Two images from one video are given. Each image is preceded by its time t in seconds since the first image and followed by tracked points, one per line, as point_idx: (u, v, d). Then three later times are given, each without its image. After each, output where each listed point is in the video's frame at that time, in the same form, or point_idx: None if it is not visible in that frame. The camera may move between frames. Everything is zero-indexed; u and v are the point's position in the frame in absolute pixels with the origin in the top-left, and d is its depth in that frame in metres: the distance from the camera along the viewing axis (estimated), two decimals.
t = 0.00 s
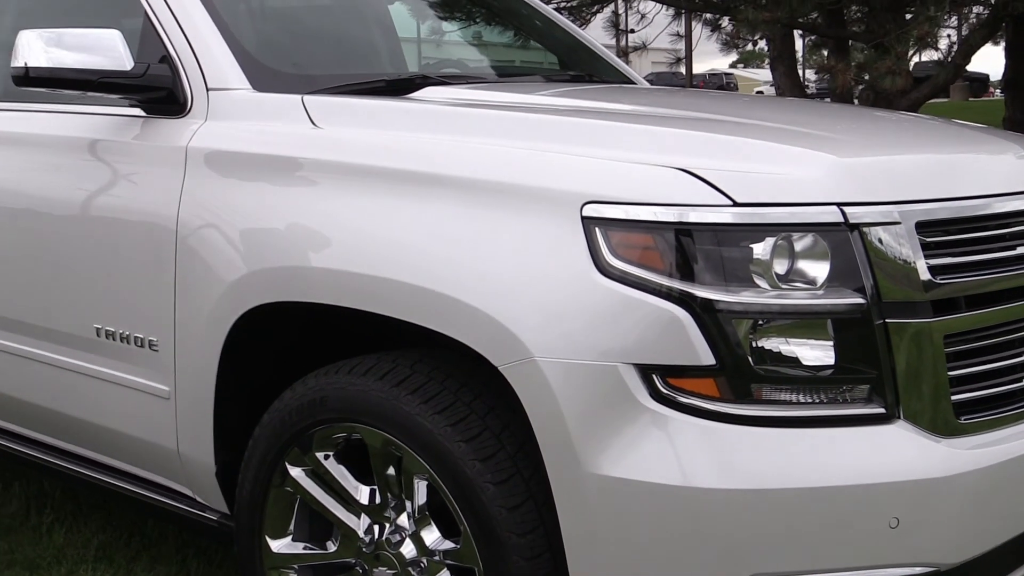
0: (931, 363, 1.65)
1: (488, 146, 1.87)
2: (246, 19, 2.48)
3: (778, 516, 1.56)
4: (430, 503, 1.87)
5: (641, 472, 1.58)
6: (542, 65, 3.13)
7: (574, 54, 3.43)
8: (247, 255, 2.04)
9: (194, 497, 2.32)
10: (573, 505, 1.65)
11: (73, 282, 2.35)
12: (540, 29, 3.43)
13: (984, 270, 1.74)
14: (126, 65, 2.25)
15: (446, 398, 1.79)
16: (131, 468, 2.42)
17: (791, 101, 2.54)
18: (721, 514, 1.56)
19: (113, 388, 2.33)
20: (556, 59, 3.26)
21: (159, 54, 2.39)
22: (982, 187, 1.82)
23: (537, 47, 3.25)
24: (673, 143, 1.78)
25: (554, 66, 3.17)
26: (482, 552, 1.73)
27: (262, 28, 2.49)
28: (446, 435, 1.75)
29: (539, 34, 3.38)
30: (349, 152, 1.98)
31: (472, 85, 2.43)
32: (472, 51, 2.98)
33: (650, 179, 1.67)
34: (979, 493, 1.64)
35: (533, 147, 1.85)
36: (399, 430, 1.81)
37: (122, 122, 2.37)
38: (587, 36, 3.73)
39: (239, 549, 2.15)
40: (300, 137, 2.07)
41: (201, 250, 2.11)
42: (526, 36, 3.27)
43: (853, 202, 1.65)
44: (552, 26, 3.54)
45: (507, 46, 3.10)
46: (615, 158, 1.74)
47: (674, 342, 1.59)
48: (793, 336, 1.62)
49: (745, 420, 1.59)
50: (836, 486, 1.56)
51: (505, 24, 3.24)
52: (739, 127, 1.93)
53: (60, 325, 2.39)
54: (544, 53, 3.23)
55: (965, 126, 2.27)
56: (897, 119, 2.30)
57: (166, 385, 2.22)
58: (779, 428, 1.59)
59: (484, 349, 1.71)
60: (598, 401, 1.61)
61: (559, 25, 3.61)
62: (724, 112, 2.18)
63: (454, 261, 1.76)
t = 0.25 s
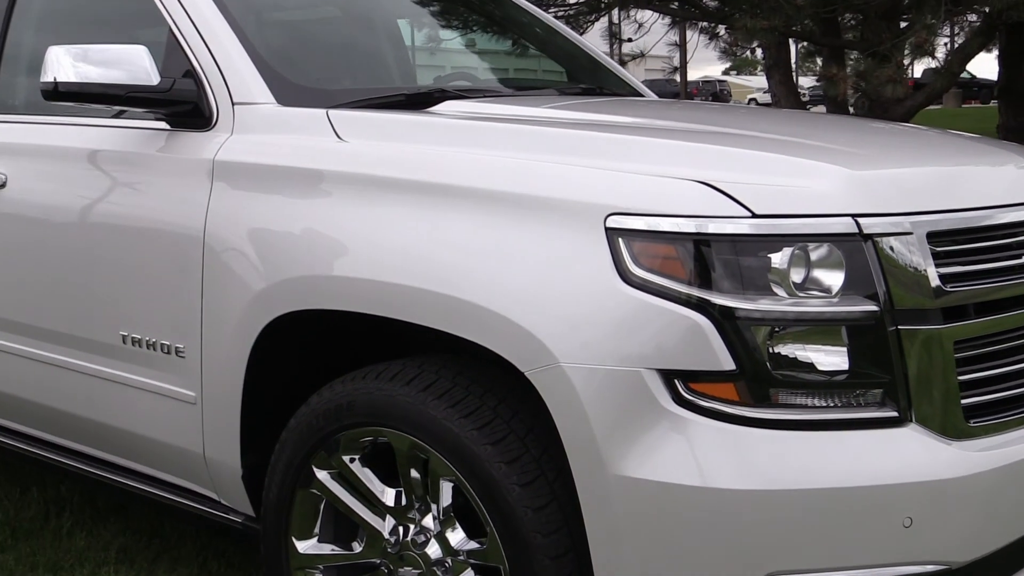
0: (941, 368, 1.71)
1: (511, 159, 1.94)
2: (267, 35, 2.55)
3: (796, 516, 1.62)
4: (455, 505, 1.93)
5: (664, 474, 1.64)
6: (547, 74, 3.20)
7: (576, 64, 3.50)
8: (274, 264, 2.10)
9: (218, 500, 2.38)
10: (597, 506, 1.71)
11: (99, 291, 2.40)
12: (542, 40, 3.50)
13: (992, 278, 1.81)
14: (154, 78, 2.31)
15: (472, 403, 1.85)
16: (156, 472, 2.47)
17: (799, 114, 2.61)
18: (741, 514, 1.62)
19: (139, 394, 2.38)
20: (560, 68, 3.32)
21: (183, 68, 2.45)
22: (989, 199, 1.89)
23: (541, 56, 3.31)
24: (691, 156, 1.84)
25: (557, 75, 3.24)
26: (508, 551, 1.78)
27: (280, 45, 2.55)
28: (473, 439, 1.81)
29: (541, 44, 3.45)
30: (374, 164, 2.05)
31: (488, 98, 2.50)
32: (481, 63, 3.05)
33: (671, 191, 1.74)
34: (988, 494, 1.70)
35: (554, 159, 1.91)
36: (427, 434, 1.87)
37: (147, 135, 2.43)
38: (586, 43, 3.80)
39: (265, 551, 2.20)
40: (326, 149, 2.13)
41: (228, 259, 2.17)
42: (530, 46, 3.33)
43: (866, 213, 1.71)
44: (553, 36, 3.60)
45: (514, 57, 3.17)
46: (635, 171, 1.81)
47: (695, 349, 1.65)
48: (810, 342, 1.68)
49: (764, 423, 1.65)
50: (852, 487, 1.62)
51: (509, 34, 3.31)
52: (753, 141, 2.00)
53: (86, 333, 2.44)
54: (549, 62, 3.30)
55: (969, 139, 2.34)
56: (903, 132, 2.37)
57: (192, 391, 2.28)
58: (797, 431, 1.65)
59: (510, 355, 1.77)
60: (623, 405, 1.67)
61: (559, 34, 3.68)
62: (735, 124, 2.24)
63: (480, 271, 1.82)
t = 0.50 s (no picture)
0: (948, 369, 1.79)
1: (532, 169, 2.01)
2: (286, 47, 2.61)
3: (811, 511, 1.69)
4: (478, 502, 1.99)
5: (685, 471, 1.71)
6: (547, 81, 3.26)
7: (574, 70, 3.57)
8: (300, 269, 2.16)
9: (241, 500, 2.44)
10: (620, 501, 1.78)
11: (124, 296, 2.46)
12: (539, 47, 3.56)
13: (996, 283, 1.89)
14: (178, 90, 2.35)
15: (496, 404, 1.91)
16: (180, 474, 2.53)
17: (803, 124, 2.69)
18: (759, 509, 1.69)
19: (164, 398, 2.44)
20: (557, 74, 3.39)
21: (205, 80, 2.51)
22: (992, 207, 1.97)
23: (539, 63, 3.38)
24: (706, 166, 1.92)
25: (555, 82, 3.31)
26: (532, 546, 1.85)
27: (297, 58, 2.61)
28: (498, 439, 1.87)
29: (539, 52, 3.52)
30: (398, 173, 2.11)
31: (503, 109, 2.57)
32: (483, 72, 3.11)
33: (691, 200, 1.81)
34: (993, 489, 1.78)
35: (574, 169, 1.98)
36: (451, 434, 1.93)
37: (171, 145, 2.49)
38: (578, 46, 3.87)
39: (290, 548, 2.26)
40: (350, 158, 2.20)
41: (254, 265, 2.23)
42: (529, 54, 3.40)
43: (877, 221, 1.79)
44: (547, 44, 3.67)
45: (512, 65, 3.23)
46: (654, 181, 1.88)
47: (716, 351, 1.72)
48: (824, 344, 1.75)
49: (781, 422, 1.72)
50: (864, 482, 1.69)
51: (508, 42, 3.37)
52: (765, 151, 2.08)
53: (111, 338, 2.50)
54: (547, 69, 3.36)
55: (970, 149, 2.42)
56: (906, 142, 2.45)
57: (217, 394, 2.34)
58: (812, 429, 1.73)
59: (535, 358, 1.84)
60: (645, 405, 1.74)
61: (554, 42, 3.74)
62: (743, 134, 2.32)
63: (505, 276, 1.88)
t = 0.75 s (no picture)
0: (953, 368, 1.87)
1: (553, 175, 2.08)
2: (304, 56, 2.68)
3: (826, 502, 1.77)
4: (501, 498, 2.06)
5: (706, 465, 1.78)
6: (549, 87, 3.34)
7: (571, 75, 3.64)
8: (325, 272, 2.22)
9: (260, 498, 2.49)
10: (642, 495, 1.85)
11: (147, 300, 2.52)
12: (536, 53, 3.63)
13: (997, 285, 1.98)
14: (202, 96, 2.41)
15: (520, 402, 1.98)
16: (201, 473, 2.58)
17: (805, 133, 2.78)
18: (776, 501, 1.77)
19: (186, 398, 2.49)
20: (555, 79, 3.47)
21: (226, 87, 2.57)
22: (992, 213, 2.06)
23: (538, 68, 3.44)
24: (722, 174, 2.00)
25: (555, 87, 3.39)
26: (556, 539, 1.92)
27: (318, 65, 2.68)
28: (523, 435, 1.94)
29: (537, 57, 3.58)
30: (422, 179, 2.18)
31: (516, 117, 2.64)
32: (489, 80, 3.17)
33: (710, 205, 1.89)
34: (996, 481, 1.86)
35: (593, 176, 2.06)
36: (476, 431, 2.00)
37: (192, 151, 2.55)
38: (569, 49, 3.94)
39: (313, 544, 2.32)
40: (374, 165, 2.27)
41: (279, 269, 2.30)
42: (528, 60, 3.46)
43: (887, 226, 1.88)
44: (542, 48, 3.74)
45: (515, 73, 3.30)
46: (673, 187, 1.96)
47: (735, 350, 1.80)
48: (836, 344, 1.83)
49: (796, 418, 1.80)
50: (875, 475, 1.77)
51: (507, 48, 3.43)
52: (775, 159, 2.16)
53: (132, 340, 2.56)
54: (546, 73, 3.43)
55: (967, 158, 2.52)
56: (906, 151, 2.54)
57: (240, 394, 2.39)
58: (825, 425, 1.81)
59: (560, 357, 1.91)
60: (667, 402, 1.81)
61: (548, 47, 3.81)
62: (749, 142, 2.40)
63: (529, 279, 1.96)
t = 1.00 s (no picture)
0: (956, 365, 1.96)
1: (572, 180, 2.16)
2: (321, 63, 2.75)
3: (838, 493, 1.85)
4: (522, 491, 2.13)
5: (723, 457, 1.86)
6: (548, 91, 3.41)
7: (569, 77, 3.71)
8: (349, 273, 2.30)
9: (281, 493, 2.56)
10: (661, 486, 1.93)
11: (175, 301, 2.64)
12: (534, 55, 3.69)
13: (997, 286, 2.06)
14: (224, 100, 2.49)
15: (541, 397, 2.06)
16: (224, 469, 2.67)
17: (808, 138, 2.87)
18: (790, 492, 1.84)
19: (212, 395, 2.59)
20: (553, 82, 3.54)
21: (246, 92, 2.65)
22: (992, 217, 2.15)
23: (537, 71, 3.51)
24: (735, 178, 2.08)
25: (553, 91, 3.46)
26: (577, 529, 1.99)
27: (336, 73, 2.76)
28: (545, 429, 2.02)
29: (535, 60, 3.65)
30: (443, 183, 2.26)
31: (529, 122, 2.72)
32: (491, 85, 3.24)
33: (725, 209, 1.98)
34: (996, 472, 1.95)
35: (610, 180, 2.14)
36: (499, 426, 2.07)
37: (218, 155, 2.65)
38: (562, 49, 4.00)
39: (335, 537, 2.39)
40: (396, 169, 2.34)
41: (303, 270, 2.38)
42: (527, 62, 3.53)
43: (894, 229, 1.96)
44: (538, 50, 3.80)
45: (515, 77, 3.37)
46: (689, 191, 2.05)
47: (750, 347, 1.88)
48: (846, 342, 1.91)
49: (809, 412, 1.89)
50: (885, 467, 1.85)
51: (506, 51, 3.49)
52: (785, 163, 2.25)
53: (163, 342, 2.67)
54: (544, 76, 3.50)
55: (966, 163, 2.61)
56: (907, 156, 2.63)
57: (263, 392, 2.47)
58: (836, 418, 1.89)
59: (582, 354, 1.99)
60: (686, 397, 1.89)
61: (545, 49, 3.88)
62: (757, 147, 2.49)
63: (551, 279, 2.04)
